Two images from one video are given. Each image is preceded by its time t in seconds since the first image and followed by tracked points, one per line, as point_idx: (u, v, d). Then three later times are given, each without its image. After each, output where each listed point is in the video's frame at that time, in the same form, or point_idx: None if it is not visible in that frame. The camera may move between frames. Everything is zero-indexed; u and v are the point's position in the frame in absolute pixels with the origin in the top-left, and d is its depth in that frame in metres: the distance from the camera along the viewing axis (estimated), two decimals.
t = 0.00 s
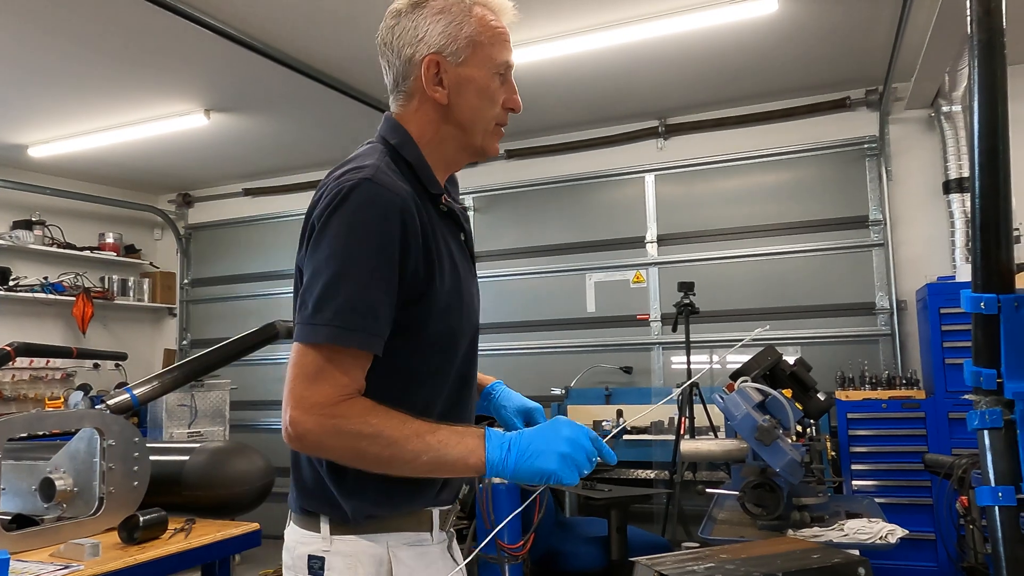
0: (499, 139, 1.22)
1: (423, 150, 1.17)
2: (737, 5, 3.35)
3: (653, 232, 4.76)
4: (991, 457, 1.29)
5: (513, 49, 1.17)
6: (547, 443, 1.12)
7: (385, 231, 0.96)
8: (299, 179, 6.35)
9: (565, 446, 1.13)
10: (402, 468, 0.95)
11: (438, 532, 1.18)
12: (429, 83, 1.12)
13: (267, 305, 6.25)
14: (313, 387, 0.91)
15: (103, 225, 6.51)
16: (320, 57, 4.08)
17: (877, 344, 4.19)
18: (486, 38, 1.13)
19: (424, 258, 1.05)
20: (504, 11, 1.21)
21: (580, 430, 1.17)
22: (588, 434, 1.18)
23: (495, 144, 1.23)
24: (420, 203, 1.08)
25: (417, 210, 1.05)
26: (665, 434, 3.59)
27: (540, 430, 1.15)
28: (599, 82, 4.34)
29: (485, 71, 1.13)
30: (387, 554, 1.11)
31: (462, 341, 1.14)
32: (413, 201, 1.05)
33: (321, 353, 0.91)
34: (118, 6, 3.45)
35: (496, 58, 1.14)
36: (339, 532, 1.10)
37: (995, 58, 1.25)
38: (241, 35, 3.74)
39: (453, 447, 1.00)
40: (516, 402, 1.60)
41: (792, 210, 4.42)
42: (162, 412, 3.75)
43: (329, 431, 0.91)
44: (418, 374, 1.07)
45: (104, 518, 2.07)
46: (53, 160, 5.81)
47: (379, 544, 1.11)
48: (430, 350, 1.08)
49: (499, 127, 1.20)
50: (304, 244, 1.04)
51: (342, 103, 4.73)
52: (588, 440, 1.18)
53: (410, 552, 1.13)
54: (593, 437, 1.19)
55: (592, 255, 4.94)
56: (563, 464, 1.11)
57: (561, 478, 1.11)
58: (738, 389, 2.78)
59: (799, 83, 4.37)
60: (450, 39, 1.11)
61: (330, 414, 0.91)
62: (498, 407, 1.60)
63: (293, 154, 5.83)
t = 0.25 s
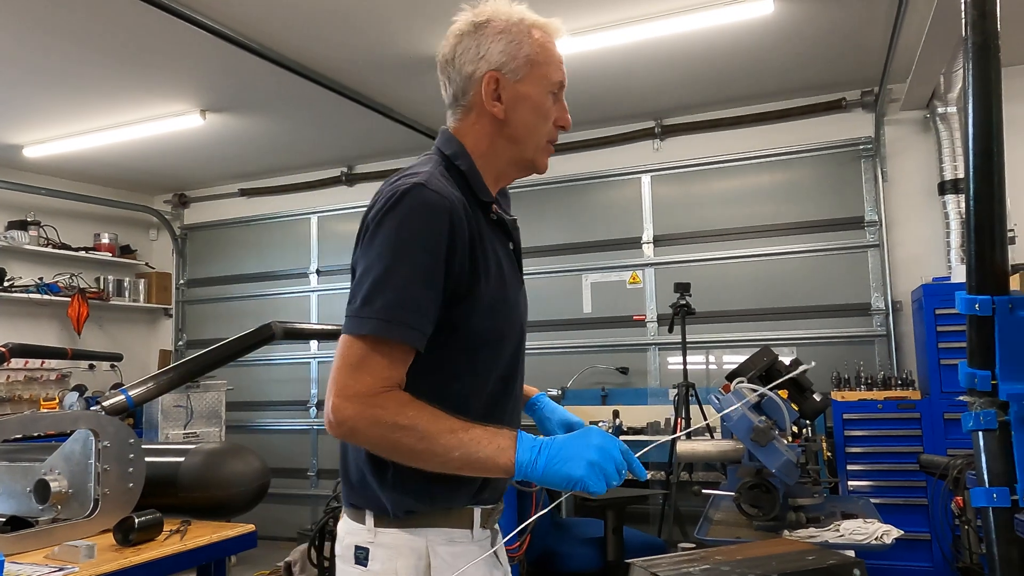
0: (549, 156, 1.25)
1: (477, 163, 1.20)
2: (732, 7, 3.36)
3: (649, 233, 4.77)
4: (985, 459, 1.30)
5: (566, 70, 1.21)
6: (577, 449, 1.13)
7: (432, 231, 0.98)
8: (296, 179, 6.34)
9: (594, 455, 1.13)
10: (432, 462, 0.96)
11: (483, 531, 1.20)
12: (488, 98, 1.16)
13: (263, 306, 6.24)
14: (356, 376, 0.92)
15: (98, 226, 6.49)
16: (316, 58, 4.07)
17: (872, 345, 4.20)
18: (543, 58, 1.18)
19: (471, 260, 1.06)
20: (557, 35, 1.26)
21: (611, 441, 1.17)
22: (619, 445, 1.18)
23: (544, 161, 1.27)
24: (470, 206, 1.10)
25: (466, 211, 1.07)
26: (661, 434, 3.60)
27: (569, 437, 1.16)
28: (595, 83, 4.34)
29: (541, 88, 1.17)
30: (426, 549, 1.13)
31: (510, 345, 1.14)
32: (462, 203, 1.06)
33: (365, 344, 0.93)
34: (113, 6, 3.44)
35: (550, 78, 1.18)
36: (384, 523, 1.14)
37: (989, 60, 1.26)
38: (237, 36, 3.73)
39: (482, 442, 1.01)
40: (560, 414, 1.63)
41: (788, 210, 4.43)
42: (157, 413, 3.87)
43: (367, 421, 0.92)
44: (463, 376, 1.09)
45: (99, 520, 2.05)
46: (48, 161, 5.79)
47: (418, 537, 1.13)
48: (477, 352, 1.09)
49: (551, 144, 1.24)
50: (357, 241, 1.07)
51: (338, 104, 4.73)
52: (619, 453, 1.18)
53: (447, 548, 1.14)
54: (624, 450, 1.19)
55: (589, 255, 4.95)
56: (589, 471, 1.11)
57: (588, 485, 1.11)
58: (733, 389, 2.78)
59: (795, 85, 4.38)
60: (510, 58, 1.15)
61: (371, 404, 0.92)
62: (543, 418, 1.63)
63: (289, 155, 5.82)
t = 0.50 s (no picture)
0: (599, 187, 1.34)
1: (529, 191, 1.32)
2: (725, 8, 3.37)
3: (643, 233, 4.77)
4: (976, 457, 1.30)
5: (616, 109, 1.30)
6: (573, 449, 1.08)
7: (467, 244, 1.12)
8: (291, 179, 6.33)
9: (588, 456, 1.08)
10: (447, 448, 1.05)
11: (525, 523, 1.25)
12: (540, 133, 1.27)
13: (258, 306, 6.23)
14: (391, 365, 1.06)
15: (91, 225, 6.46)
16: (310, 57, 4.06)
17: (865, 345, 4.21)
18: (594, 98, 1.28)
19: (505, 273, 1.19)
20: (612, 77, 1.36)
21: (607, 448, 1.13)
22: (613, 452, 1.12)
23: (594, 191, 1.36)
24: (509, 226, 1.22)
25: (502, 229, 1.19)
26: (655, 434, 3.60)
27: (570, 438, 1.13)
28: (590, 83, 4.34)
29: (591, 127, 1.27)
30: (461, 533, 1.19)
31: (545, 355, 1.25)
32: (499, 223, 1.19)
33: (402, 339, 1.07)
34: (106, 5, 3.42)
35: (600, 117, 1.28)
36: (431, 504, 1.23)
37: (978, 60, 1.27)
38: (232, 36, 3.73)
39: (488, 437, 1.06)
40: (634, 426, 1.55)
41: (782, 211, 4.44)
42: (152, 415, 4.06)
43: (393, 404, 1.04)
44: (499, 378, 1.21)
45: (91, 520, 2.04)
46: (40, 160, 5.76)
47: (454, 519, 1.20)
48: (511, 358, 1.21)
49: (600, 176, 1.33)
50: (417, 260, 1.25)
51: (333, 104, 4.72)
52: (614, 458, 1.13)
53: (481, 534, 1.19)
54: (619, 458, 1.13)
55: (583, 256, 4.95)
56: (580, 470, 1.06)
57: (576, 485, 1.06)
58: (727, 390, 2.80)
59: (789, 85, 4.40)
60: (562, 98, 1.26)
61: (398, 390, 1.05)
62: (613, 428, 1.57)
63: (283, 155, 5.81)
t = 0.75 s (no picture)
0: (624, 212, 1.43)
1: (557, 207, 1.42)
2: (713, 16, 3.37)
3: (634, 238, 4.77)
4: (960, 473, 1.33)
5: (649, 141, 1.38)
6: (527, 437, 1.19)
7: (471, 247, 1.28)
8: (282, 184, 6.30)
9: (539, 445, 1.18)
10: (438, 418, 1.23)
11: (536, 510, 1.33)
12: (575, 155, 1.36)
13: (249, 311, 6.20)
14: (405, 345, 1.27)
15: (81, 230, 6.41)
16: (300, 64, 4.04)
17: (856, 351, 4.22)
18: (628, 129, 1.36)
19: (508, 273, 1.31)
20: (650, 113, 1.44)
21: (560, 440, 1.22)
22: (564, 443, 1.22)
23: (620, 215, 1.44)
24: (519, 233, 1.35)
25: (508, 235, 1.32)
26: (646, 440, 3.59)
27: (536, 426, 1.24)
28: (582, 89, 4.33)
29: (622, 155, 1.36)
30: (466, 514, 1.28)
31: (557, 356, 1.32)
32: (507, 230, 1.33)
33: (414, 325, 1.27)
34: (94, 10, 3.39)
35: (632, 147, 1.36)
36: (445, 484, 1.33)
37: (962, 79, 1.27)
38: (222, 43, 3.71)
39: (466, 415, 1.22)
40: (691, 434, 1.67)
41: (773, 217, 4.45)
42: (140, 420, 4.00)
43: (401, 379, 1.23)
44: (507, 372, 1.31)
45: (79, 531, 1.99)
46: (29, 165, 5.71)
47: (460, 499, 1.29)
48: (520, 354, 1.31)
49: (626, 202, 1.41)
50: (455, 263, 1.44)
51: (324, 110, 4.70)
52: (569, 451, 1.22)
53: (484, 515, 1.29)
54: (569, 451, 1.22)
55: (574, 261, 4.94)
56: (528, 457, 1.16)
57: (524, 470, 1.16)
58: (716, 398, 2.78)
59: (779, 92, 4.40)
60: (598, 126, 1.35)
61: (405, 366, 1.24)
62: (672, 435, 1.68)
63: (274, 160, 5.78)
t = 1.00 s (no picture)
0: (618, 222, 1.41)
1: (553, 216, 1.40)
2: (705, 20, 3.37)
3: (624, 242, 4.76)
4: (954, 481, 1.33)
5: (646, 155, 1.37)
6: (533, 428, 1.17)
7: (461, 244, 1.27)
8: (271, 186, 6.25)
9: (547, 436, 1.17)
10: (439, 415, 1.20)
11: (533, 512, 1.31)
12: (573, 165, 1.35)
13: (237, 315, 6.14)
14: (401, 347, 1.24)
15: (67, 233, 6.33)
16: (290, 66, 4.01)
17: (845, 355, 4.23)
18: (628, 143, 1.35)
19: (501, 271, 1.30)
20: (649, 128, 1.43)
21: (565, 431, 1.21)
22: (570, 435, 1.20)
23: (614, 225, 1.43)
24: (509, 231, 1.35)
25: (497, 232, 1.32)
26: (636, 444, 3.58)
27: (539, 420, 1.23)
28: (573, 93, 4.33)
29: (619, 166, 1.34)
30: (458, 520, 1.27)
31: (551, 354, 1.31)
32: (496, 228, 1.33)
33: (410, 325, 1.24)
34: (81, 12, 3.35)
35: (629, 160, 1.35)
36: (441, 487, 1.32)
37: (956, 83, 1.27)
38: (210, 45, 3.67)
39: (469, 410, 1.20)
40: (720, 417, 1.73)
41: (762, 220, 4.46)
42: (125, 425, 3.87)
43: (400, 377, 1.21)
44: (504, 371, 1.29)
45: (63, 539, 1.88)
46: (14, 166, 5.63)
47: (454, 504, 1.28)
48: (514, 351, 1.29)
49: (621, 212, 1.40)
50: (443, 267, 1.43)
51: (314, 112, 4.67)
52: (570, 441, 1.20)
53: (476, 521, 1.27)
54: (575, 442, 1.21)
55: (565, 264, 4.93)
56: (537, 447, 1.14)
57: (533, 460, 1.14)
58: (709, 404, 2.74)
59: (770, 96, 4.41)
60: (598, 137, 1.34)
61: (404, 365, 1.22)
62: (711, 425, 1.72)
63: (264, 162, 5.73)
